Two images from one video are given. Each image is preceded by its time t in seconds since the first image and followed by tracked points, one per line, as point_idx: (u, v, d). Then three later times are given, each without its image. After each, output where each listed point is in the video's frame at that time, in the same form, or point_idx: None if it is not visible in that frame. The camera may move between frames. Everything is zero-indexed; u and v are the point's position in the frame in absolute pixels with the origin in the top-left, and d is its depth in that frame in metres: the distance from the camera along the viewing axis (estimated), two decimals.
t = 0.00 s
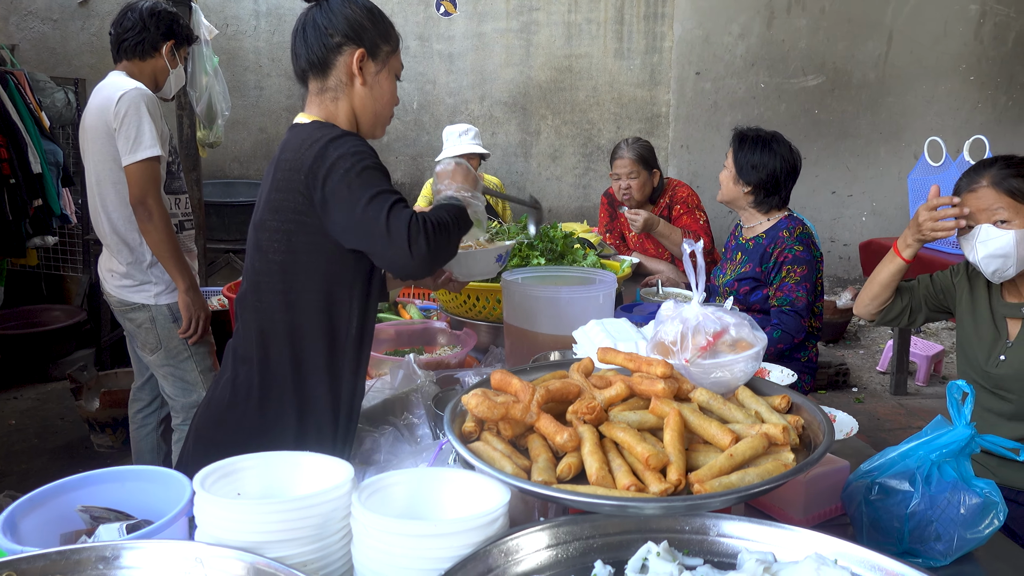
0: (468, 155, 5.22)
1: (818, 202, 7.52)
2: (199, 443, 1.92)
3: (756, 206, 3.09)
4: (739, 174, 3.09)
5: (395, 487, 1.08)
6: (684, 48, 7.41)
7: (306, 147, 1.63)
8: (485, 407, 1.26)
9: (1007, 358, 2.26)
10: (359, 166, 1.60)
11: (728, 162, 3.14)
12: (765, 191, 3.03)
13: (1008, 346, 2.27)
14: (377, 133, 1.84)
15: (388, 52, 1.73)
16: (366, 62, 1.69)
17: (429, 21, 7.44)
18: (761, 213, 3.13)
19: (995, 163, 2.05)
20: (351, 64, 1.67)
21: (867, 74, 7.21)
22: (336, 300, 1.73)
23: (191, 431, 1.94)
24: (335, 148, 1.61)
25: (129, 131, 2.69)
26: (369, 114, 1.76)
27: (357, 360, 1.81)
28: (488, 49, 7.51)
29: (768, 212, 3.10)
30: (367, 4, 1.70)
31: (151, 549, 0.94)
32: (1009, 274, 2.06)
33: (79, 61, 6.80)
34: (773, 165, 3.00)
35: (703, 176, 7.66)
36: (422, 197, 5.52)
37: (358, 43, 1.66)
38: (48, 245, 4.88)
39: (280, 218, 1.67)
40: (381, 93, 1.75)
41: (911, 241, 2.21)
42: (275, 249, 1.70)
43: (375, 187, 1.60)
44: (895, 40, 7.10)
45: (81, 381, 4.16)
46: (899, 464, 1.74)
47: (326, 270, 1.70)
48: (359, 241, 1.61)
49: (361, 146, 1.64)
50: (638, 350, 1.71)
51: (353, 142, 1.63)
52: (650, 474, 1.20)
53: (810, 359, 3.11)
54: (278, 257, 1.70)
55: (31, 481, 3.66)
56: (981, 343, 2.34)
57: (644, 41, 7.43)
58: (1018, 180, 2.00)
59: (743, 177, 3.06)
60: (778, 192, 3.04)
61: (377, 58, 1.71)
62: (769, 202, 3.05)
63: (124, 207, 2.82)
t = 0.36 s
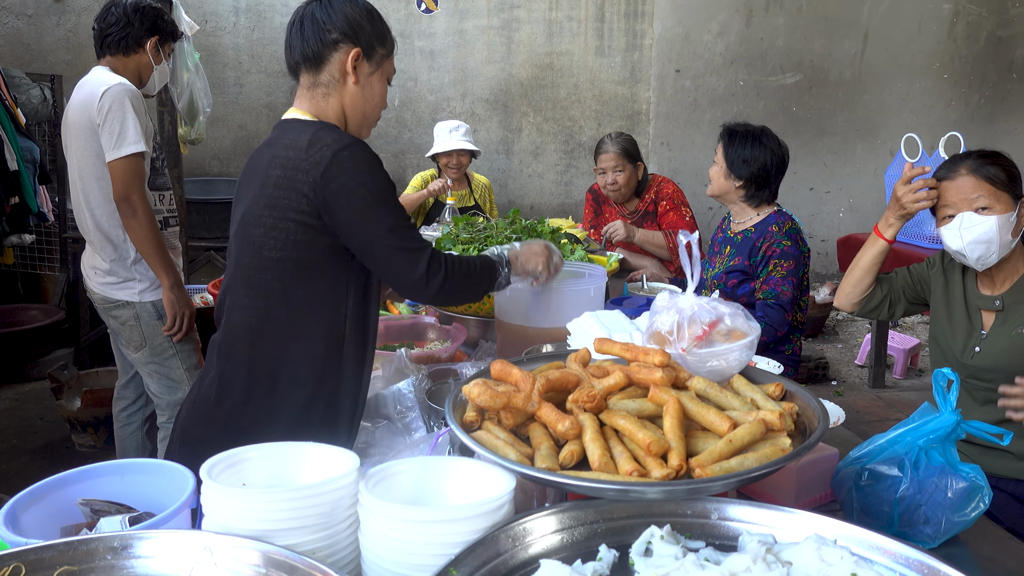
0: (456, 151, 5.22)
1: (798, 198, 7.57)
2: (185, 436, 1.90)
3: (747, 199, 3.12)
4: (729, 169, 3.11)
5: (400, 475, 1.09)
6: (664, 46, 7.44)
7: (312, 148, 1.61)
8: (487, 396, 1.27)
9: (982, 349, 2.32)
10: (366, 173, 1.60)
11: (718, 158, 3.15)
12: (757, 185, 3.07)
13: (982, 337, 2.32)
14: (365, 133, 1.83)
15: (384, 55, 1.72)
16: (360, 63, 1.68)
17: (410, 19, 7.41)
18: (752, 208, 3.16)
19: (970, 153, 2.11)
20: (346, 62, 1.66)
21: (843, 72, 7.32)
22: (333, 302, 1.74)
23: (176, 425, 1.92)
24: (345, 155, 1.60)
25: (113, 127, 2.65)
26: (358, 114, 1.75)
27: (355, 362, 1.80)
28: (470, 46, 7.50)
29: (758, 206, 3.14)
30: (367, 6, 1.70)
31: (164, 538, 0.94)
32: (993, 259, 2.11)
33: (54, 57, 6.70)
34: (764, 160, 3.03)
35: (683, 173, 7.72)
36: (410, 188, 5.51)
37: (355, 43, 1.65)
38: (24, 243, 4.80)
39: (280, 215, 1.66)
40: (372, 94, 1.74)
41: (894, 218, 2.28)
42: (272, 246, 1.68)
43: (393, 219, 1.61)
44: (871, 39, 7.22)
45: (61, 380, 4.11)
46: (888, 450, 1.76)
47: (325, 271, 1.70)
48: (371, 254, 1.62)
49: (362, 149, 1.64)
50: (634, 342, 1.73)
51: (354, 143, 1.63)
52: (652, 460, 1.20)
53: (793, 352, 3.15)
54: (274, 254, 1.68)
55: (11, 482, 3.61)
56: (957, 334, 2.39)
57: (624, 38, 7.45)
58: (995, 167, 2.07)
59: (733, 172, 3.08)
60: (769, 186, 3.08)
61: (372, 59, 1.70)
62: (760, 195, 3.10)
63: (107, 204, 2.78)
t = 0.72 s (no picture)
0: (449, 151, 5.21)
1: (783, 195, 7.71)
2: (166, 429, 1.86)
3: (749, 195, 3.14)
4: (733, 164, 3.12)
5: (407, 467, 1.10)
6: (651, 45, 7.50)
7: (327, 152, 1.64)
8: (492, 389, 1.27)
9: (965, 344, 2.34)
10: (375, 186, 1.67)
11: (721, 154, 3.17)
12: (761, 180, 3.10)
13: (965, 333, 2.34)
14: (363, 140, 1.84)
15: (389, 70, 1.74)
16: (367, 74, 1.70)
17: (398, 17, 7.40)
18: (750, 204, 3.19)
19: (966, 149, 2.17)
20: (353, 72, 1.67)
21: (829, 70, 7.40)
22: (326, 304, 1.78)
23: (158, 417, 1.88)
24: (360, 167, 1.65)
25: (106, 124, 2.63)
26: (359, 124, 1.77)
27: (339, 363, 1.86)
28: (458, 45, 7.49)
29: (758, 202, 3.17)
30: (377, 20, 1.71)
31: (181, 531, 1.00)
32: (981, 255, 2.17)
33: (39, 55, 6.64)
34: (768, 155, 3.07)
35: (671, 171, 7.75)
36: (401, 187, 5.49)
37: (365, 55, 1.67)
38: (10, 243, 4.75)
39: (285, 213, 1.66)
40: (374, 106, 1.76)
41: (882, 231, 2.33)
42: (274, 243, 1.68)
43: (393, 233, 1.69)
44: (856, 38, 7.30)
45: (50, 380, 4.09)
46: (881, 441, 1.76)
47: (321, 274, 1.73)
48: (368, 271, 1.67)
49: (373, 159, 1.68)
50: (633, 336, 1.74)
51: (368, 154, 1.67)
52: (656, 450, 1.21)
53: (785, 347, 3.17)
54: (276, 252, 1.68)
55: None
56: (940, 329, 2.40)
57: (612, 37, 7.50)
58: (988, 162, 2.15)
59: (738, 168, 3.10)
60: (770, 181, 3.12)
61: (378, 72, 1.71)
62: (762, 191, 3.12)
63: (100, 201, 2.75)
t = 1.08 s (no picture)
0: (441, 149, 5.21)
1: (774, 193, 7.78)
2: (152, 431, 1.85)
3: (744, 192, 3.18)
4: (734, 162, 3.11)
5: (408, 463, 1.11)
6: (644, 44, 7.52)
7: (322, 155, 1.65)
8: (491, 385, 1.28)
9: (956, 343, 2.35)
10: (369, 189, 1.69)
11: (720, 151, 3.13)
12: (759, 177, 3.15)
13: (956, 332, 2.36)
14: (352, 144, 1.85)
15: (380, 76, 1.75)
16: (358, 80, 1.70)
17: (392, 16, 7.42)
18: (740, 200, 3.21)
19: (963, 148, 2.22)
20: (344, 79, 1.68)
21: (820, 70, 7.45)
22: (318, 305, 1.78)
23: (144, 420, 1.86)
24: (356, 170, 1.67)
25: (99, 121, 2.62)
26: (347, 129, 1.77)
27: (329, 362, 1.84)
28: (451, 44, 7.50)
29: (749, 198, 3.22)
30: (369, 26, 1.72)
31: (184, 528, 1.00)
32: (973, 253, 2.20)
33: (31, 54, 6.62)
34: (766, 150, 3.11)
35: (664, 170, 7.77)
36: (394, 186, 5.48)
37: (357, 62, 1.67)
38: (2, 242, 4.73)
39: (277, 215, 1.67)
40: (364, 112, 1.77)
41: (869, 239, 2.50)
42: (266, 244, 1.68)
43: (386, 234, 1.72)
44: (848, 37, 7.34)
45: (43, 380, 4.08)
46: (875, 436, 1.78)
47: (314, 274, 1.74)
48: (366, 273, 1.70)
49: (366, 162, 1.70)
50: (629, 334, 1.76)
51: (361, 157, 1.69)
52: (654, 445, 1.23)
53: (776, 340, 3.17)
54: (267, 253, 1.69)
55: None
56: (930, 329, 2.42)
57: (604, 36, 7.52)
58: (984, 160, 2.21)
59: (740, 166, 3.11)
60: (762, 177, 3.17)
61: (369, 78, 1.72)
62: (757, 187, 3.18)
63: (92, 199, 2.75)
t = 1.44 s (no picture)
0: (434, 147, 5.20)
1: (769, 192, 7.79)
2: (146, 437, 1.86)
3: (728, 187, 3.19)
4: (718, 160, 3.12)
5: (403, 461, 1.12)
6: (638, 43, 7.50)
7: (292, 150, 1.62)
8: (485, 383, 1.29)
9: (950, 344, 2.38)
10: (339, 181, 1.63)
11: (702, 150, 3.13)
12: (741, 173, 3.16)
13: (950, 332, 2.38)
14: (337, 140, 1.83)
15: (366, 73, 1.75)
16: (344, 77, 1.70)
17: (386, 15, 7.39)
18: (724, 195, 3.21)
19: (965, 145, 2.22)
20: (330, 75, 1.68)
21: (814, 68, 7.47)
22: (298, 304, 1.75)
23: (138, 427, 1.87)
24: (324, 163, 1.62)
25: (88, 120, 2.61)
26: (333, 126, 1.77)
27: (317, 363, 1.84)
28: (446, 44, 7.49)
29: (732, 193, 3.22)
30: (355, 22, 1.72)
31: (180, 526, 1.00)
32: (965, 250, 2.23)
33: (24, 53, 6.59)
34: (748, 147, 3.12)
35: (658, 168, 7.77)
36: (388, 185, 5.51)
37: (343, 57, 1.67)
38: None
39: (252, 214, 1.66)
40: (350, 108, 1.77)
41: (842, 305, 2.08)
42: (241, 245, 1.67)
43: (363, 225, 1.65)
44: (842, 36, 7.37)
45: (37, 380, 4.07)
46: (870, 434, 1.79)
47: (291, 273, 1.71)
48: (330, 269, 1.60)
49: (338, 156, 1.66)
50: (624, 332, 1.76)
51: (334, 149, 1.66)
52: (648, 443, 1.23)
53: (766, 331, 3.20)
54: (243, 253, 1.67)
55: None
56: (927, 328, 2.43)
57: (599, 35, 7.49)
58: (983, 158, 2.21)
59: (722, 163, 3.11)
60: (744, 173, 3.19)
61: (355, 75, 1.72)
62: (739, 183, 3.19)
63: (81, 198, 2.75)
